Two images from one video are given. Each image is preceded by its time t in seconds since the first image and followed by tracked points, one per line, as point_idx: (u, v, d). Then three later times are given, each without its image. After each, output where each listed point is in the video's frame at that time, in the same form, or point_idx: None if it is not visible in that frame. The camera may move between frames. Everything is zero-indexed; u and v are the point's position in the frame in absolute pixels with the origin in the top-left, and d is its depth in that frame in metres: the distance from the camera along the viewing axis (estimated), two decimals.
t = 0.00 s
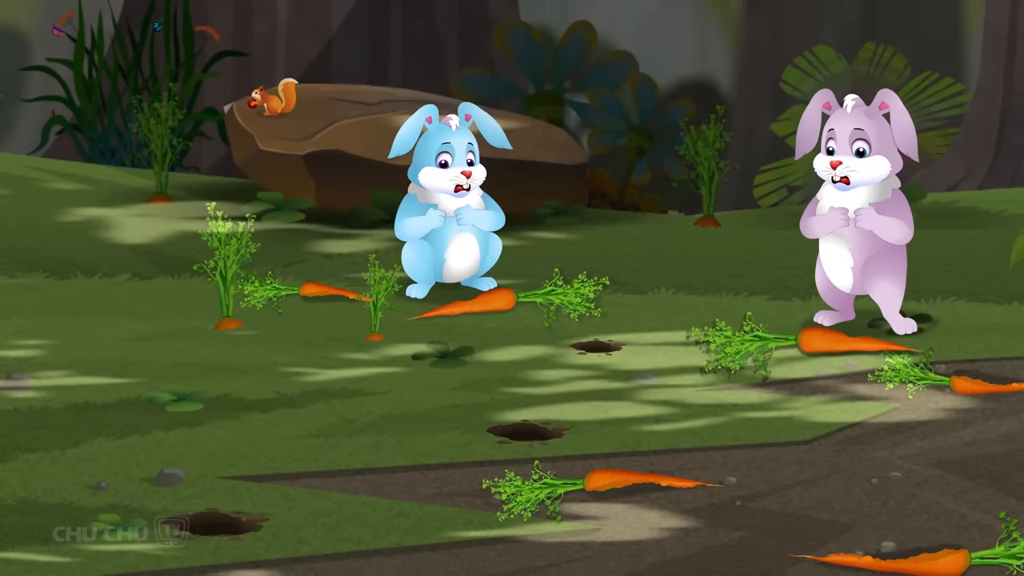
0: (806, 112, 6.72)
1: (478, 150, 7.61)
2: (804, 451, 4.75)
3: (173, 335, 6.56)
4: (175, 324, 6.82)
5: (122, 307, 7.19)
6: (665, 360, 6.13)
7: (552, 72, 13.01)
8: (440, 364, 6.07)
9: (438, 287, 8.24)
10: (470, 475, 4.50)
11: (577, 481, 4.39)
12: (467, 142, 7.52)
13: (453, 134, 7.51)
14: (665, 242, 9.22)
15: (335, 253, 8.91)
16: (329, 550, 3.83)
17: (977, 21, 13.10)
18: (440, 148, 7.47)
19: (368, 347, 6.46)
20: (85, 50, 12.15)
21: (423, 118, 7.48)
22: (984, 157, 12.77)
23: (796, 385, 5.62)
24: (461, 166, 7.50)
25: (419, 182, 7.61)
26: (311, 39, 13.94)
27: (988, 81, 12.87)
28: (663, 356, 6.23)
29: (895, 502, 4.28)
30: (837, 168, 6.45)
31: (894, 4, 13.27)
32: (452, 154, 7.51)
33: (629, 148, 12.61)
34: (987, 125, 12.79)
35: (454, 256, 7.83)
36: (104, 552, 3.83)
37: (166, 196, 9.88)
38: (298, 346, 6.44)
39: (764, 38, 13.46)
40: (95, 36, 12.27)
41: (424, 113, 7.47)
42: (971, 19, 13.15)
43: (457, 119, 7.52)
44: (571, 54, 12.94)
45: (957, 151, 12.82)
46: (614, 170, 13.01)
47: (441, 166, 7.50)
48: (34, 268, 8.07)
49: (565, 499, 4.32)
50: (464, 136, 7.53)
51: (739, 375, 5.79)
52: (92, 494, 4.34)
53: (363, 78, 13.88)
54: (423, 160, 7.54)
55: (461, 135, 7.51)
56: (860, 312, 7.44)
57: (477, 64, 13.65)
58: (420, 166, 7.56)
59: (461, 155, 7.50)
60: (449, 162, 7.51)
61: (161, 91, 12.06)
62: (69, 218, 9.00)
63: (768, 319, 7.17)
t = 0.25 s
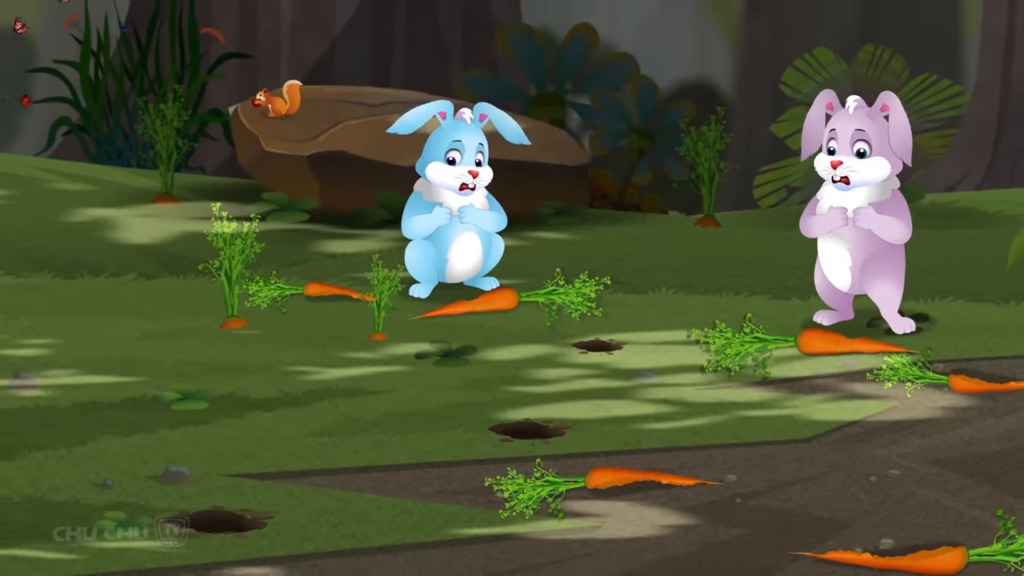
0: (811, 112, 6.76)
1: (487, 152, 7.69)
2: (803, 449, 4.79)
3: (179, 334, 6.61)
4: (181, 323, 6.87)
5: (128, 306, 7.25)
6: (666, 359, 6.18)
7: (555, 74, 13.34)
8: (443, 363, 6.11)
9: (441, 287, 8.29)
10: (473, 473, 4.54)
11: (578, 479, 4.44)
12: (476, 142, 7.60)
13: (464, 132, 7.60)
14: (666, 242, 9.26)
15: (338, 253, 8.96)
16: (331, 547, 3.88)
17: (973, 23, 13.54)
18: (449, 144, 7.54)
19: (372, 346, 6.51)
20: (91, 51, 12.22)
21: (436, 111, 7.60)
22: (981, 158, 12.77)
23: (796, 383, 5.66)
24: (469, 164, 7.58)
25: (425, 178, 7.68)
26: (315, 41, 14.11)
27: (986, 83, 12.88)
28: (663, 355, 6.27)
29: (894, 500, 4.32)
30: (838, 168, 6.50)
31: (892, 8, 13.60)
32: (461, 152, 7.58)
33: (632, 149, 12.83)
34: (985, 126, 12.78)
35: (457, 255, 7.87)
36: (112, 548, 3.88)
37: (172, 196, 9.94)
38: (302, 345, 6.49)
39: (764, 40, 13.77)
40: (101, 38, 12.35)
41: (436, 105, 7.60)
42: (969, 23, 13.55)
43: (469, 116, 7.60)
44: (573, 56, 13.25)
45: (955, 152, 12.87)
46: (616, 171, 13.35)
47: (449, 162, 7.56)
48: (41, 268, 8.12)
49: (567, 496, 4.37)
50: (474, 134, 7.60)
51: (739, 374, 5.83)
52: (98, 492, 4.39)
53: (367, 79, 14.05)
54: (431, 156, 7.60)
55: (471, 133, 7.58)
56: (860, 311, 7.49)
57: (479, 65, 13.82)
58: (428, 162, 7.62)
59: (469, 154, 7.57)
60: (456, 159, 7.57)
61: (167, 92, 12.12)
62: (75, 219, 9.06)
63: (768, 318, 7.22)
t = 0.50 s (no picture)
0: (805, 117, 6.87)
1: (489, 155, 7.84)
2: (803, 447, 4.84)
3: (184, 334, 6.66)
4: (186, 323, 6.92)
5: (135, 306, 7.30)
6: (666, 358, 6.23)
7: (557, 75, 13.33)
8: (446, 362, 6.17)
9: (444, 287, 8.34)
10: (475, 471, 4.59)
11: (580, 477, 4.48)
12: (479, 143, 7.75)
13: (467, 134, 7.75)
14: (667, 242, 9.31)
15: (342, 254, 9.01)
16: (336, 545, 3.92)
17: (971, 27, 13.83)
18: (453, 145, 7.69)
19: (375, 345, 6.55)
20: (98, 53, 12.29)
21: (440, 115, 7.78)
22: (979, 160, 12.89)
23: (795, 382, 5.71)
24: (472, 165, 7.72)
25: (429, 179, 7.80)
26: (318, 44, 14.45)
27: (984, 84, 12.98)
28: (664, 354, 6.32)
29: (892, 497, 4.37)
30: (836, 171, 6.53)
31: (889, 10, 13.90)
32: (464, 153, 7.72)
33: (632, 150, 12.83)
34: (982, 128, 12.89)
35: (459, 255, 7.91)
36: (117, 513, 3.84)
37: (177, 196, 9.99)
38: (307, 344, 6.54)
39: (764, 42, 14.09)
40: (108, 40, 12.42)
41: (441, 108, 7.77)
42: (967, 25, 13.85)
43: (471, 119, 7.82)
44: (575, 58, 13.21)
45: (953, 153, 13.00)
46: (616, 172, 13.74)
47: (452, 164, 7.71)
48: (48, 268, 8.16)
49: (568, 494, 4.42)
50: (477, 136, 7.77)
51: (739, 373, 5.87)
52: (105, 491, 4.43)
53: (371, 81, 14.45)
54: (435, 156, 7.73)
55: (474, 135, 7.74)
56: (859, 311, 7.53)
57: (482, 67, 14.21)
58: (432, 164, 7.75)
59: (472, 155, 7.72)
60: (460, 160, 7.71)
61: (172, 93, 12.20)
62: (81, 219, 9.12)
63: (768, 318, 7.27)
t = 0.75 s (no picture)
0: (806, 117, 6.91)
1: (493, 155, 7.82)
2: (802, 445, 4.89)
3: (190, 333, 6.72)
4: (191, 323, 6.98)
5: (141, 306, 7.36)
6: (668, 357, 6.28)
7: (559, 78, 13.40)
8: (449, 361, 6.22)
9: (447, 287, 8.39)
10: (478, 469, 4.64)
11: (582, 474, 4.52)
12: (482, 144, 7.73)
13: (471, 134, 7.73)
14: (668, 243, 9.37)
15: (346, 254, 9.07)
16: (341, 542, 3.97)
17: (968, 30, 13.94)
18: (456, 146, 7.68)
19: (379, 344, 6.60)
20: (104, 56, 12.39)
21: (444, 115, 7.74)
22: (977, 161, 12.98)
23: (795, 381, 5.76)
24: (474, 166, 7.71)
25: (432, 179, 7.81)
26: (323, 46, 14.71)
27: (982, 85, 13.09)
28: (665, 353, 6.37)
29: (891, 495, 4.42)
30: (835, 172, 6.57)
31: (888, 11, 14.00)
32: (468, 154, 7.70)
33: (633, 150, 13.03)
34: (980, 129, 12.97)
35: (462, 255, 7.97)
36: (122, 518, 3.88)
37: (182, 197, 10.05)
38: (311, 343, 6.59)
39: (764, 44, 14.21)
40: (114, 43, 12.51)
41: (444, 109, 7.74)
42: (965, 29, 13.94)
43: (474, 120, 7.77)
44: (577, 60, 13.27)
45: (951, 155, 13.08)
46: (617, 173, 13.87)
47: (455, 164, 7.70)
48: (55, 268, 8.21)
49: (570, 492, 4.46)
50: (480, 136, 7.74)
51: (739, 372, 5.91)
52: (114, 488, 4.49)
53: (374, 83, 14.65)
54: (438, 157, 7.73)
55: (477, 136, 7.72)
56: (858, 310, 7.58)
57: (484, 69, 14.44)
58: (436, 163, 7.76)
59: (476, 156, 7.70)
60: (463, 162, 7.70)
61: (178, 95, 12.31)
62: (88, 220, 9.18)
63: (767, 317, 7.32)
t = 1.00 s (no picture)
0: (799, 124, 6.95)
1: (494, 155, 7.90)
2: (802, 443, 4.94)
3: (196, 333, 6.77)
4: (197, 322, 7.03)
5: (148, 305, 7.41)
6: (668, 356, 6.32)
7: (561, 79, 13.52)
8: (452, 360, 6.28)
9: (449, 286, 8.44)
10: (481, 467, 4.69)
11: (584, 472, 4.57)
12: (485, 145, 7.80)
13: (472, 136, 7.80)
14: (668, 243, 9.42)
15: (350, 253, 9.13)
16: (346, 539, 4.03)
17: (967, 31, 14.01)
18: (459, 147, 7.75)
19: (383, 343, 6.66)
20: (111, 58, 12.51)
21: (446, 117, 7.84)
22: (974, 162, 13.60)
23: (795, 380, 5.81)
24: (478, 167, 7.77)
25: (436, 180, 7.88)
26: (327, 49, 14.84)
27: (979, 89, 13.68)
28: (666, 352, 6.43)
29: (889, 492, 4.47)
30: (833, 181, 6.61)
31: (885, 15, 14.11)
32: (470, 155, 7.77)
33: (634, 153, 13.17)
34: (977, 129, 13.60)
35: (465, 255, 8.03)
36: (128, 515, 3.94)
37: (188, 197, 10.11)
38: (315, 342, 6.65)
39: (765, 46, 14.25)
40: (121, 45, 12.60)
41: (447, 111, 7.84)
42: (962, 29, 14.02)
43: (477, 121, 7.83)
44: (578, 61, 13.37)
45: (949, 155, 13.65)
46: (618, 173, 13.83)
47: (457, 165, 7.76)
48: (62, 268, 8.27)
49: (572, 489, 4.51)
50: (482, 137, 7.81)
51: (739, 371, 5.95)
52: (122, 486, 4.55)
53: (378, 84, 14.78)
54: (441, 158, 7.80)
55: (480, 137, 7.79)
56: (856, 309, 7.64)
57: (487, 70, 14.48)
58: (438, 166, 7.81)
59: (478, 156, 7.76)
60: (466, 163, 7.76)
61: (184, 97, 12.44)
62: (95, 220, 9.24)
63: (767, 316, 7.38)
